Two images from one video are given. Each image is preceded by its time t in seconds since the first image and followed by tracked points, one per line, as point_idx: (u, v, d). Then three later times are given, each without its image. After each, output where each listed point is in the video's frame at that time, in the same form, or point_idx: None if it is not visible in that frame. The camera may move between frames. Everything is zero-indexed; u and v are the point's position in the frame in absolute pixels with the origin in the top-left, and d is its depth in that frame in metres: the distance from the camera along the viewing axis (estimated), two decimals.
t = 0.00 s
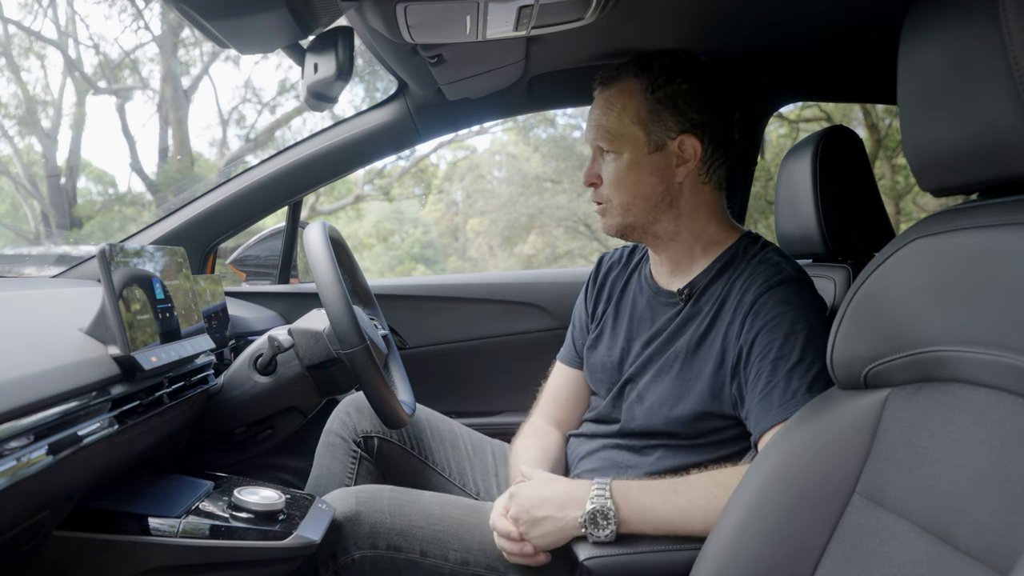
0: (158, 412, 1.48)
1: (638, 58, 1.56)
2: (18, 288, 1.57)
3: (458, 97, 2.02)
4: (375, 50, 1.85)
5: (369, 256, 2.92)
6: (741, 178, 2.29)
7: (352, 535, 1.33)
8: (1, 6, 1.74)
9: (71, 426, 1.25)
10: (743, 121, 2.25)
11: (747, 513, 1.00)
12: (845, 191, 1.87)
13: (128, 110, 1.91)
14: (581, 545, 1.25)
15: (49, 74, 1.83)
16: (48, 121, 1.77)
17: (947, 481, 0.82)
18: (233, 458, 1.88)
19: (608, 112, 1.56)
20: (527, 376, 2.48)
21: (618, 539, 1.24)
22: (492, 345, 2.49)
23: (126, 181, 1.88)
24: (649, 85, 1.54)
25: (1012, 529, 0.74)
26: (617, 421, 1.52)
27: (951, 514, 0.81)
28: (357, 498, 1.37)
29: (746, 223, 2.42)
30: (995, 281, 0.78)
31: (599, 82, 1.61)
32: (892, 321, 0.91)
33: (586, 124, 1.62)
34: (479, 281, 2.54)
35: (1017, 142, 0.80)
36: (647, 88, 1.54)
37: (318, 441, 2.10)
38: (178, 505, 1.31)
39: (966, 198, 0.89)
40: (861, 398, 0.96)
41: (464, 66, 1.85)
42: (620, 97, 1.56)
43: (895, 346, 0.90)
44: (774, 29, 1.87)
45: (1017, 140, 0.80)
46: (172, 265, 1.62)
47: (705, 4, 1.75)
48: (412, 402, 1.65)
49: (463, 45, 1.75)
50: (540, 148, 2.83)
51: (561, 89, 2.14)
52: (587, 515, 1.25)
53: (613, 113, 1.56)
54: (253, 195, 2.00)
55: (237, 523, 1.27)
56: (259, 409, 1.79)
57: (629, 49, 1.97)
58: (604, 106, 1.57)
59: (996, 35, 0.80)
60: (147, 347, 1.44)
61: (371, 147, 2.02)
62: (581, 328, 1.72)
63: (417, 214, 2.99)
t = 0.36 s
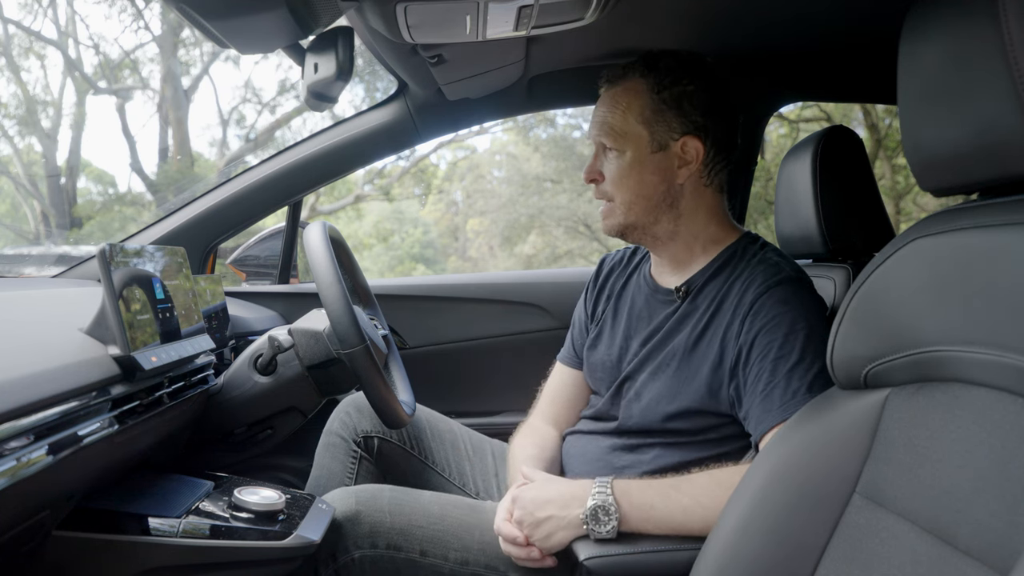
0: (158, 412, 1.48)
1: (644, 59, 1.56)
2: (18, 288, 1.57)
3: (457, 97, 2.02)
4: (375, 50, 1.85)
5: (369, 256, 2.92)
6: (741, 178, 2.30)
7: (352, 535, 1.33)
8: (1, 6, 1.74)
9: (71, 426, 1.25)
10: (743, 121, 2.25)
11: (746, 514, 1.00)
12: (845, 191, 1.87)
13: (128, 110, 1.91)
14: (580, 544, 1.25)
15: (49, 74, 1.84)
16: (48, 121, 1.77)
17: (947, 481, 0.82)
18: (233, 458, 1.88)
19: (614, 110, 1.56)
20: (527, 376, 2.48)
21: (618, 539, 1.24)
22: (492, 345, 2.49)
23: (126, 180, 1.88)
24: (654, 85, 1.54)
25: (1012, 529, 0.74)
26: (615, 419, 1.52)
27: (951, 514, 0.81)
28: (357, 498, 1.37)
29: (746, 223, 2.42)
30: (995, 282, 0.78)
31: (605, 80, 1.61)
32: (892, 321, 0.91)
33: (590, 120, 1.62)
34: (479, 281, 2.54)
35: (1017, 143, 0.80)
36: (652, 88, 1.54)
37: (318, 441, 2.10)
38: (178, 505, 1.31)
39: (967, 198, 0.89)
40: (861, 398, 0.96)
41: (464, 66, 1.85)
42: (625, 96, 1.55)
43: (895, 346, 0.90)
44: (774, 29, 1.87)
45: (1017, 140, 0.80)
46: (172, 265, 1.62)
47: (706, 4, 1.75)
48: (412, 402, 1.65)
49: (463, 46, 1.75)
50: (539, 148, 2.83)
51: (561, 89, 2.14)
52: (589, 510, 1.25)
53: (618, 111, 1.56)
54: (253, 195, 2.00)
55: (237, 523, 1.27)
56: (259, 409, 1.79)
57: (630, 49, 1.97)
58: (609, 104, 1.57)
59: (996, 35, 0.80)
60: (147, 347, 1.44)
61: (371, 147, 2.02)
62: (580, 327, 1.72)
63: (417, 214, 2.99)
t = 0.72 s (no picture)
0: (159, 412, 1.48)
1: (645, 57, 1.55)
2: (18, 288, 1.57)
3: (457, 97, 2.02)
4: (375, 50, 1.85)
5: (369, 256, 2.92)
6: (741, 178, 2.30)
7: (352, 535, 1.33)
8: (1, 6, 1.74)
9: (71, 426, 1.25)
10: (743, 121, 2.25)
11: (746, 514, 1.00)
12: (846, 191, 1.87)
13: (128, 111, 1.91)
14: (580, 544, 1.25)
15: (49, 74, 1.83)
16: (48, 121, 1.77)
17: (947, 481, 0.82)
18: (233, 458, 1.88)
19: (615, 108, 1.56)
20: (527, 375, 2.48)
21: (618, 539, 1.24)
22: (492, 345, 2.49)
23: (126, 181, 1.88)
24: (656, 84, 1.54)
25: (1012, 529, 0.74)
26: (610, 416, 1.52)
27: (951, 514, 0.81)
28: (357, 498, 1.37)
29: (746, 223, 2.42)
30: (994, 282, 0.78)
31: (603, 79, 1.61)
32: (892, 321, 0.91)
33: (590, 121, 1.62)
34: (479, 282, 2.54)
35: (1017, 143, 0.80)
36: (654, 87, 1.54)
37: (318, 441, 2.10)
38: (178, 505, 1.31)
39: (967, 198, 0.89)
40: (861, 398, 0.95)
41: (464, 66, 1.85)
42: (627, 95, 1.55)
43: (895, 346, 0.90)
44: (774, 29, 1.87)
45: (1017, 140, 0.80)
46: (172, 265, 1.62)
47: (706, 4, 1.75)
48: (412, 402, 1.65)
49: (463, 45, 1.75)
50: (540, 148, 2.83)
51: (561, 89, 2.14)
52: (587, 512, 1.25)
53: (619, 110, 1.55)
54: (253, 195, 2.00)
55: (237, 523, 1.27)
56: (259, 409, 1.79)
57: (630, 49, 1.97)
58: (609, 104, 1.57)
59: (996, 35, 0.80)
60: (147, 347, 1.44)
61: (371, 147, 2.02)
62: (575, 324, 1.72)
63: (417, 214, 2.99)
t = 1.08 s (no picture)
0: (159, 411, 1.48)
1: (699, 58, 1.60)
2: (18, 288, 1.57)
3: (457, 97, 2.02)
4: (375, 50, 1.85)
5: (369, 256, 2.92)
6: (740, 178, 2.30)
7: (353, 535, 1.33)
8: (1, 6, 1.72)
9: (71, 425, 1.25)
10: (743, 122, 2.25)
11: (746, 514, 1.00)
12: (846, 191, 1.87)
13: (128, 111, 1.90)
14: (580, 545, 1.26)
15: (48, 74, 1.80)
16: (48, 121, 1.76)
17: (947, 481, 0.82)
18: (233, 458, 1.88)
19: (681, 98, 1.57)
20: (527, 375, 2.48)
21: (619, 538, 1.24)
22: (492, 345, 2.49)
23: (126, 180, 1.89)
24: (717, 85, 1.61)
25: (1012, 529, 0.74)
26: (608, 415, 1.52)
27: (951, 514, 0.81)
28: (357, 499, 1.37)
29: (746, 223, 2.42)
30: (995, 281, 0.78)
31: (654, 67, 1.58)
32: (892, 321, 0.91)
33: (644, 107, 1.58)
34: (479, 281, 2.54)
35: (1017, 143, 0.80)
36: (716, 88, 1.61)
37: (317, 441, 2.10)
38: (178, 505, 1.31)
39: (966, 198, 0.89)
40: (861, 398, 0.95)
41: (464, 65, 1.85)
42: (698, 89, 1.58)
43: (895, 346, 0.90)
44: (775, 29, 1.87)
45: (1017, 140, 0.80)
46: (172, 265, 1.62)
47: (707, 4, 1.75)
48: (412, 402, 1.65)
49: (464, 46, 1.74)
50: (540, 148, 2.84)
51: (561, 89, 2.14)
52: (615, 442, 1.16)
53: (689, 102, 1.57)
54: (253, 195, 2.01)
55: (237, 523, 1.27)
56: (259, 409, 1.79)
57: (630, 49, 1.97)
58: (681, 94, 1.57)
59: (996, 35, 0.80)
60: (147, 347, 1.44)
61: (372, 147, 2.02)
62: (571, 323, 1.72)
63: (417, 214, 2.99)
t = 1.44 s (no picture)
0: (158, 412, 1.48)
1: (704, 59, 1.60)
2: (18, 287, 1.57)
3: (458, 97, 2.02)
4: (375, 50, 1.85)
5: (369, 256, 2.92)
6: (740, 178, 2.30)
7: (353, 535, 1.33)
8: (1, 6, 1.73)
9: (71, 425, 1.25)
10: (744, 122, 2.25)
11: (746, 515, 1.00)
12: (846, 191, 1.87)
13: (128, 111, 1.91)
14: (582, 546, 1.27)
15: (49, 74, 1.81)
16: (48, 121, 1.76)
17: (947, 480, 0.82)
18: (232, 458, 1.88)
19: (686, 98, 1.56)
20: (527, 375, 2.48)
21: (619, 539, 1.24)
22: (492, 345, 2.49)
23: (126, 181, 1.88)
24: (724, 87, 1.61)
25: (1012, 529, 0.74)
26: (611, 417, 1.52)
27: (951, 514, 0.81)
28: (357, 499, 1.37)
29: (746, 223, 2.42)
30: (994, 281, 0.79)
31: (660, 66, 1.58)
32: (892, 321, 0.91)
33: (649, 106, 1.58)
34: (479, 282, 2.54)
35: (1017, 142, 0.80)
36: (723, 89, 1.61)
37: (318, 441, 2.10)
38: (178, 505, 1.31)
39: (966, 198, 0.89)
40: (861, 398, 0.96)
41: (464, 66, 1.85)
42: (703, 90, 1.57)
43: (895, 346, 0.90)
44: (775, 29, 1.87)
45: (1017, 140, 0.80)
46: (172, 265, 1.62)
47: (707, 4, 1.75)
48: (412, 402, 1.65)
49: (464, 45, 1.74)
50: (540, 148, 2.84)
51: (561, 89, 2.14)
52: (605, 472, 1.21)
53: (694, 102, 1.57)
54: (253, 195, 2.01)
55: (237, 523, 1.27)
56: (259, 409, 1.79)
57: (630, 49, 1.97)
58: (686, 94, 1.56)
59: (996, 35, 0.80)
60: (147, 347, 1.44)
61: (372, 147, 2.02)
62: (572, 325, 1.72)
63: (417, 214, 3.00)
